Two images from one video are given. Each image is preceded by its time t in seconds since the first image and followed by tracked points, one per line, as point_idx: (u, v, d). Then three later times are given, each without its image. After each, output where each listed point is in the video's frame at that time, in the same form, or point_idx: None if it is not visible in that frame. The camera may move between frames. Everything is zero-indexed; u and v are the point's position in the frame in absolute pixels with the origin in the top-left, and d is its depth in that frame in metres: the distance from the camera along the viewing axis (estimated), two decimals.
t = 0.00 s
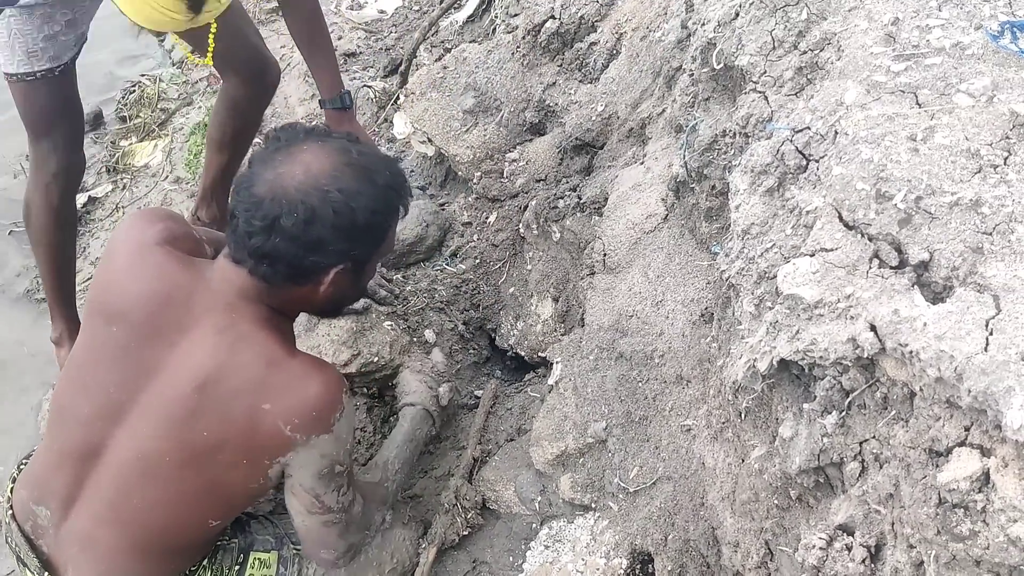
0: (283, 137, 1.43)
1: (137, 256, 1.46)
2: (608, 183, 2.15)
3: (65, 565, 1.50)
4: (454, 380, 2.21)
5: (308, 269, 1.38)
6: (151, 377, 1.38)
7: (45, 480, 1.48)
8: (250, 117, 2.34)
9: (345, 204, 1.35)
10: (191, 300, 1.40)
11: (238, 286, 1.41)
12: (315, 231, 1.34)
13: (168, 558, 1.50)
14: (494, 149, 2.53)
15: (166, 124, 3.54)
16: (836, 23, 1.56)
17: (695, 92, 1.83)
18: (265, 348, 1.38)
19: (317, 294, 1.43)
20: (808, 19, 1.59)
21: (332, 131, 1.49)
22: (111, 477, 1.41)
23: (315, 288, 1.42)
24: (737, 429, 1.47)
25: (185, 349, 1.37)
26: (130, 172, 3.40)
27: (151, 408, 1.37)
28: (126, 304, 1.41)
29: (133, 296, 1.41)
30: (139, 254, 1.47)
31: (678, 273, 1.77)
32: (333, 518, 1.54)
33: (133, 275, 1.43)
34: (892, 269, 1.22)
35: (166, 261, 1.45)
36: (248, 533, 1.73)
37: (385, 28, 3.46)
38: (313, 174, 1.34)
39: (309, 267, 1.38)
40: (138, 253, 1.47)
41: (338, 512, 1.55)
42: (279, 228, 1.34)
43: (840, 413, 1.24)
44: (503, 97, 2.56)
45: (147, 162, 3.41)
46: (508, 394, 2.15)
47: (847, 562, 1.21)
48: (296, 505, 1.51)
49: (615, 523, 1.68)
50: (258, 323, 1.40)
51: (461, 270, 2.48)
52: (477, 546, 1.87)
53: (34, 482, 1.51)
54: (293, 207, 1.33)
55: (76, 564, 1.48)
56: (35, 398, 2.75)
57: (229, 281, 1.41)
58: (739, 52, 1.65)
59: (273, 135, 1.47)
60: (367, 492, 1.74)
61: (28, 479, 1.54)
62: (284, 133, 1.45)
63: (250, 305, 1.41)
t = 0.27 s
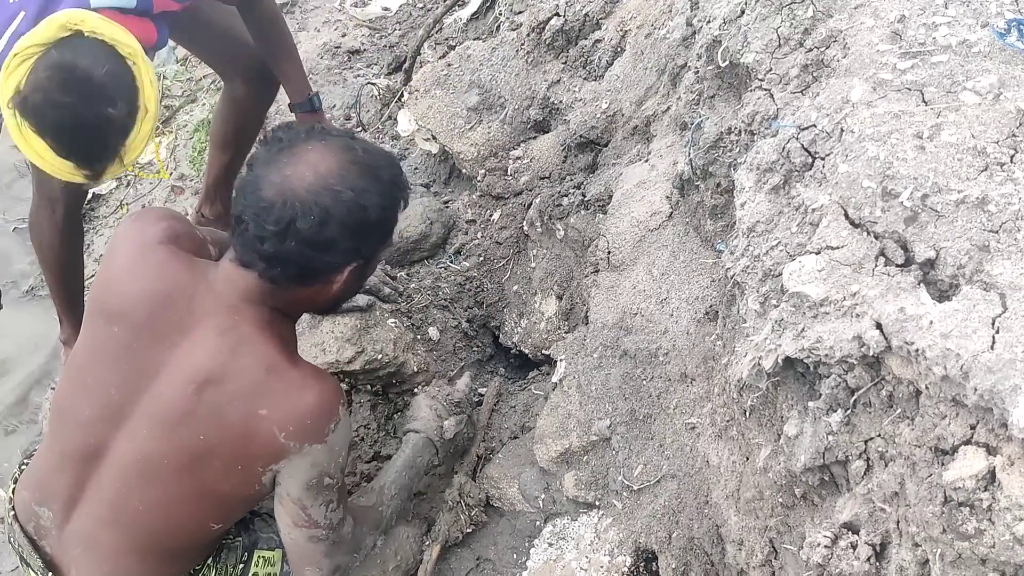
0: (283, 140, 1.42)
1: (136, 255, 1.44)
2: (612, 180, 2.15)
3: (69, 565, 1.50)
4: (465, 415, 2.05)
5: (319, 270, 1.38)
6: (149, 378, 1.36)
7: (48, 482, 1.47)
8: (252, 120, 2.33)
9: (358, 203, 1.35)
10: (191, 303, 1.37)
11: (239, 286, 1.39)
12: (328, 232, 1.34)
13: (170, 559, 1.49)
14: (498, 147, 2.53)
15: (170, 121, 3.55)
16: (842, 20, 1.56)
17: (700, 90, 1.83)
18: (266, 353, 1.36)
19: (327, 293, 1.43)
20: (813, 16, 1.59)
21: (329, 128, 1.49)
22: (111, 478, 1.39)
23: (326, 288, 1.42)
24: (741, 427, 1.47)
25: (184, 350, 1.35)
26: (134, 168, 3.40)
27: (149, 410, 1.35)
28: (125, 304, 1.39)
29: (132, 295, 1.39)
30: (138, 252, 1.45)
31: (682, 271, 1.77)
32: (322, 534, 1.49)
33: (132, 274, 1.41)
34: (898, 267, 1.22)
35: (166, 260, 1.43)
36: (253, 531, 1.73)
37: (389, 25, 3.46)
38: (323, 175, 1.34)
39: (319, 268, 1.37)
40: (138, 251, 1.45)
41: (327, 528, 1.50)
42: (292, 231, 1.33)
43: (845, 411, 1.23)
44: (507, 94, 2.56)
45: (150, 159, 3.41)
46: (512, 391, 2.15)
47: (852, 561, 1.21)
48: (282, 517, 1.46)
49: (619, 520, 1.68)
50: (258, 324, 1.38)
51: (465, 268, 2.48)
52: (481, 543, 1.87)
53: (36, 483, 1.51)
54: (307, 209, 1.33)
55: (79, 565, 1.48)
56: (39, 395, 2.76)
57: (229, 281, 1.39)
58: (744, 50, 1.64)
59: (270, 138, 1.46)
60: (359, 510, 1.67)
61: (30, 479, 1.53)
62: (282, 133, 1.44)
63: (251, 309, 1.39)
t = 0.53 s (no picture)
0: (273, 133, 1.39)
1: (135, 255, 1.44)
2: (616, 179, 2.15)
3: (72, 567, 1.50)
4: (460, 443, 1.96)
5: (320, 263, 1.36)
6: (146, 376, 1.36)
7: (49, 483, 1.48)
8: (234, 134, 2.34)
9: (360, 191, 1.34)
10: (188, 300, 1.37)
11: (234, 283, 1.38)
12: (333, 223, 1.32)
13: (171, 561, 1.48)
14: (503, 146, 2.53)
15: (175, 120, 3.55)
16: (846, 20, 1.56)
17: (705, 89, 1.83)
18: (264, 348, 1.35)
19: (326, 284, 1.42)
20: (818, 15, 1.59)
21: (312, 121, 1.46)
22: (110, 478, 1.39)
23: (326, 279, 1.41)
24: (746, 426, 1.47)
25: (180, 347, 1.34)
26: (138, 167, 3.41)
27: (145, 408, 1.35)
28: (122, 303, 1.39)
29: (130, 293, 1.39)
30: (136, 252, 1.45)
31: (686, 270, 1.77)
32: (306, 540, 1.46)
33: (130, 273, 1.41)
34: (902, 266, 1.22)
35: (163, 258, 1.43)
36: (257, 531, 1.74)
37: (394, 24, 3.47)
38: (323, 166, 1.32)
39: (320, 262, 1.36)
40: (136, 250, 1.45)
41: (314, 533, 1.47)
42: (295, 224, 1.30)
43: (849, 411, 1.23)
44: (512, 93, 2.56)
45: (155, 158, 3.42)
46: (516, 391, 2.15)
47: (855, 560, 1.21)
48: (270, 516, 1.43)
49: (623, 519, 1.68)
50: (253, 320, 1.37)
51: (469, 266, 2.48)
52: (485, 542, 1.88)
53: (38, 486, 1.51)
54: (309, 201, 1.30)
55: (81, 566, 1.48)
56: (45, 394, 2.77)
57: (225, 278, 1.38)
58: (749, 49, 1.64)
59: (257, 132, 1.43)
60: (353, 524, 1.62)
61: (33, 482, 1.54)
62: (268, 128, 1.41)
63: (250, 304, 1.38)
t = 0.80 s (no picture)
0: (266, 127, 1.40)
1: (133, 257, 1.47)
2: (623, 181, 2.15)
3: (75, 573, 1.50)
4: (450, 448, 1.90)
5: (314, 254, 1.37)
6: (138, 375, 1.36)
7: (51, 489, 1.49)
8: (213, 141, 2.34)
9: (352, 179, 1.37)
10: (181, 297, 1.38)
11: (227, 281, 1.38)
12: (326, 211, 1.34)
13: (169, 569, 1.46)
14: (509, 147, 2.54)
15: (184, 121, 3.57)
16: (853, 22, 1.56)
17: (711, 91, 1.84)
18: (254, 343, 1.35)
19: (320, 278, 1.43)
20: (825, 18, 1.59)
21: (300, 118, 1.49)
22: (105, 480, 1.39)
23: (320, 272, 1.42)
24: (752, 428, 1.48)
25: (171, 345, 1.35)
26: (146, 168, 3.42)
27: (137, 407, 1.35)
28: (118, 303, 1.41)
29: (125, 293, 1.41)
30: (134, 254, 1.47)
31: (693, 272, 1.78)
32: (294, 542, 1.43)
33: (126, 274, 1.43)
34: (908, 269, 1.22)
35: (159, 260, 1.45)
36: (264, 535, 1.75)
37: (401, 26, 3.48)
38: (316, 155, 1.35)
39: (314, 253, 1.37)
40: (134, 252, 1.47)
41: (301, 535, 1.44)
42: (288, 212, 1.32)
43: (855, 412, 1.24)
44: (518, 95, 2.57)
45: (164, 159, 3.44)
46: (522, 391, 2.16)
47: (861, 561, 1.21)
48: (259, 516, 1.41)
49: (629, 520, 1.69)
50: (244, 317, 1.37)
51: (476, 267, 2.49)
52: (491, 542, 1.89)
53: (42, 492, 1.52)
54: (302, 188, 1.32)
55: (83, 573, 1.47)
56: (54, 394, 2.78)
57: (218, 275, 1.39)
58: (755, 51, 1.65)
59: (249, 129, 1.44)
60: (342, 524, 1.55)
61: (37, 489, 1.55)
62: (260, 124, 1.43)
63: (245, 301, 1.38)
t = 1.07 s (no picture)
0: (274, 134, 1.42)
1: (133, 262, 1.48)
2: (629, 183, 2.16)
3: None
4: (450, 460, 1.88)
5: (310, 259, 1.36)
6: (134, 379, 1.37)
7: (51, 491, 1.50)
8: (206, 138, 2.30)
9: (350, 190, 1.36)
10: (178, 302, 1.38)
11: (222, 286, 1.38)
12: (322, 218, 1.33)
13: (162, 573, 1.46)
14: (515, 149, 2.54)
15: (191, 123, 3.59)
16: (860, 24, 1.57)
17: (718, 93, 1.84)
18: (245, 348, 1.34)
19: (313, 287, 1.42)
20: (832, 20, 1.59)
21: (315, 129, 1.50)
22: (100, 484, 1.40)
23: (313, 281, 1.41)
24: (759, 429, 1.48)
25: (165, 349, 1.35)
26: (154, 169, 3.44)
27: (130, 411, 1.36)
28: (117, 306, 1.42)
29: (124, 297, 1.42)
30: (134, 260, 1.48)
31: (700, 273, 1.78)
32: (281, 554, 1.40)
33: (126, 278, 1.44)
34: (916, 269, 1.22)
35: (159, 265, 1.46)
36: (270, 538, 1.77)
37: (407, 28, 3.49)
38: (316, 163, 1.35)
39: (311, 257, 1.36)
40: (135, 257, 1.48)
41: (289, 548, 1.41)
42: (284, 215, 1.32)
43: (862, 413, 1.24)
44: (525, 97, 2.57)
45: (171, 160, 3.45)
46: (528, 393, 2.17)
47: (869, 562, 1.21)
48: (245, 526, 1.39)
49: (635, 521, 1.69)
50: (238, 323, 1.36)
51: (482, 269, 2.50)
52: (496, 543, 1.89)
53: (43, 494, 1.54)
54: (299, 194, 1.33)
55: None
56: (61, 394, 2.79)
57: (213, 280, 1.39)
58: (763, 53, 1.65)
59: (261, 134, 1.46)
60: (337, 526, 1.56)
61: (40, 492, 1.56)
62: (272, 130, 1.45)
63: (238, 307, 1.37)
